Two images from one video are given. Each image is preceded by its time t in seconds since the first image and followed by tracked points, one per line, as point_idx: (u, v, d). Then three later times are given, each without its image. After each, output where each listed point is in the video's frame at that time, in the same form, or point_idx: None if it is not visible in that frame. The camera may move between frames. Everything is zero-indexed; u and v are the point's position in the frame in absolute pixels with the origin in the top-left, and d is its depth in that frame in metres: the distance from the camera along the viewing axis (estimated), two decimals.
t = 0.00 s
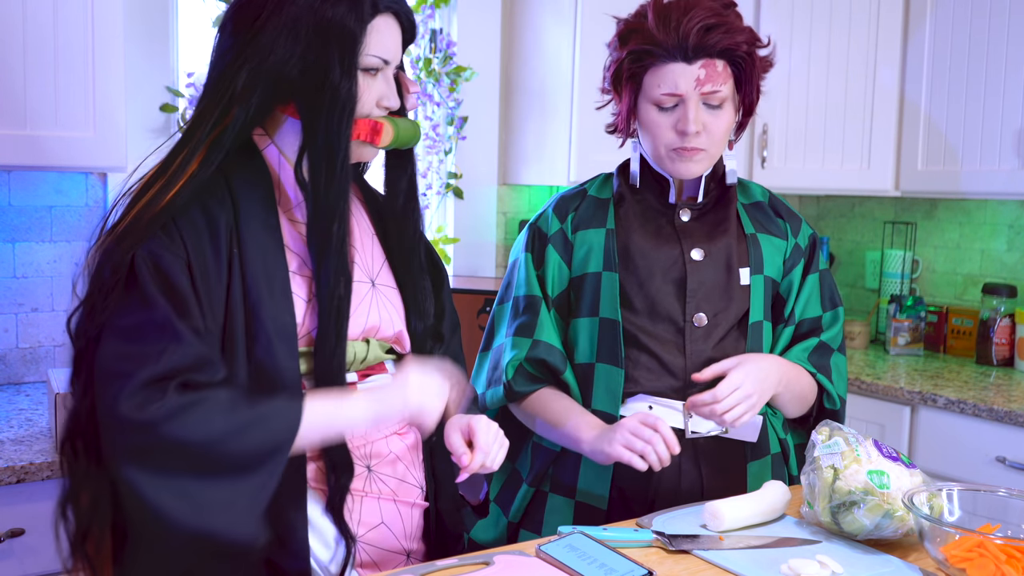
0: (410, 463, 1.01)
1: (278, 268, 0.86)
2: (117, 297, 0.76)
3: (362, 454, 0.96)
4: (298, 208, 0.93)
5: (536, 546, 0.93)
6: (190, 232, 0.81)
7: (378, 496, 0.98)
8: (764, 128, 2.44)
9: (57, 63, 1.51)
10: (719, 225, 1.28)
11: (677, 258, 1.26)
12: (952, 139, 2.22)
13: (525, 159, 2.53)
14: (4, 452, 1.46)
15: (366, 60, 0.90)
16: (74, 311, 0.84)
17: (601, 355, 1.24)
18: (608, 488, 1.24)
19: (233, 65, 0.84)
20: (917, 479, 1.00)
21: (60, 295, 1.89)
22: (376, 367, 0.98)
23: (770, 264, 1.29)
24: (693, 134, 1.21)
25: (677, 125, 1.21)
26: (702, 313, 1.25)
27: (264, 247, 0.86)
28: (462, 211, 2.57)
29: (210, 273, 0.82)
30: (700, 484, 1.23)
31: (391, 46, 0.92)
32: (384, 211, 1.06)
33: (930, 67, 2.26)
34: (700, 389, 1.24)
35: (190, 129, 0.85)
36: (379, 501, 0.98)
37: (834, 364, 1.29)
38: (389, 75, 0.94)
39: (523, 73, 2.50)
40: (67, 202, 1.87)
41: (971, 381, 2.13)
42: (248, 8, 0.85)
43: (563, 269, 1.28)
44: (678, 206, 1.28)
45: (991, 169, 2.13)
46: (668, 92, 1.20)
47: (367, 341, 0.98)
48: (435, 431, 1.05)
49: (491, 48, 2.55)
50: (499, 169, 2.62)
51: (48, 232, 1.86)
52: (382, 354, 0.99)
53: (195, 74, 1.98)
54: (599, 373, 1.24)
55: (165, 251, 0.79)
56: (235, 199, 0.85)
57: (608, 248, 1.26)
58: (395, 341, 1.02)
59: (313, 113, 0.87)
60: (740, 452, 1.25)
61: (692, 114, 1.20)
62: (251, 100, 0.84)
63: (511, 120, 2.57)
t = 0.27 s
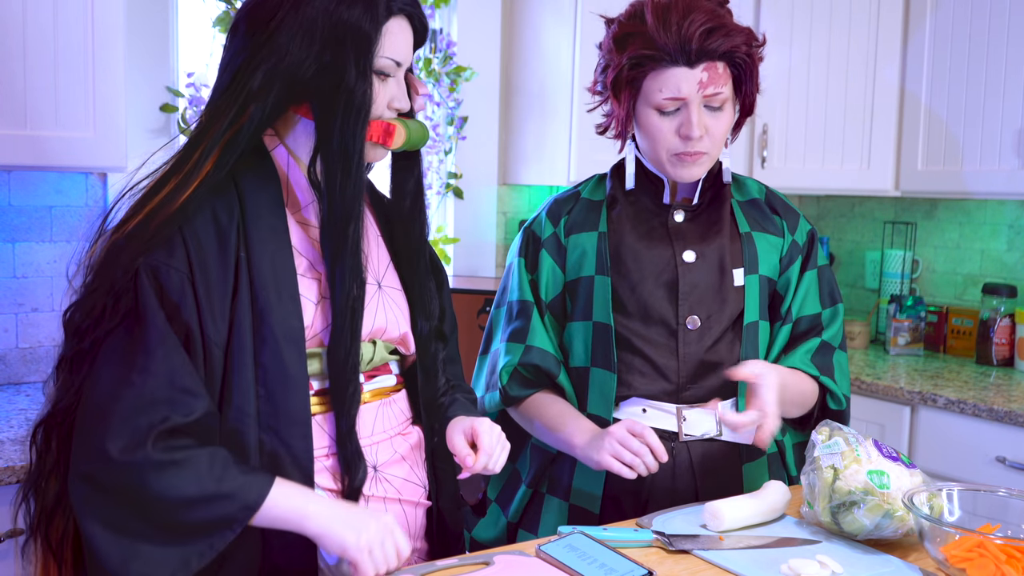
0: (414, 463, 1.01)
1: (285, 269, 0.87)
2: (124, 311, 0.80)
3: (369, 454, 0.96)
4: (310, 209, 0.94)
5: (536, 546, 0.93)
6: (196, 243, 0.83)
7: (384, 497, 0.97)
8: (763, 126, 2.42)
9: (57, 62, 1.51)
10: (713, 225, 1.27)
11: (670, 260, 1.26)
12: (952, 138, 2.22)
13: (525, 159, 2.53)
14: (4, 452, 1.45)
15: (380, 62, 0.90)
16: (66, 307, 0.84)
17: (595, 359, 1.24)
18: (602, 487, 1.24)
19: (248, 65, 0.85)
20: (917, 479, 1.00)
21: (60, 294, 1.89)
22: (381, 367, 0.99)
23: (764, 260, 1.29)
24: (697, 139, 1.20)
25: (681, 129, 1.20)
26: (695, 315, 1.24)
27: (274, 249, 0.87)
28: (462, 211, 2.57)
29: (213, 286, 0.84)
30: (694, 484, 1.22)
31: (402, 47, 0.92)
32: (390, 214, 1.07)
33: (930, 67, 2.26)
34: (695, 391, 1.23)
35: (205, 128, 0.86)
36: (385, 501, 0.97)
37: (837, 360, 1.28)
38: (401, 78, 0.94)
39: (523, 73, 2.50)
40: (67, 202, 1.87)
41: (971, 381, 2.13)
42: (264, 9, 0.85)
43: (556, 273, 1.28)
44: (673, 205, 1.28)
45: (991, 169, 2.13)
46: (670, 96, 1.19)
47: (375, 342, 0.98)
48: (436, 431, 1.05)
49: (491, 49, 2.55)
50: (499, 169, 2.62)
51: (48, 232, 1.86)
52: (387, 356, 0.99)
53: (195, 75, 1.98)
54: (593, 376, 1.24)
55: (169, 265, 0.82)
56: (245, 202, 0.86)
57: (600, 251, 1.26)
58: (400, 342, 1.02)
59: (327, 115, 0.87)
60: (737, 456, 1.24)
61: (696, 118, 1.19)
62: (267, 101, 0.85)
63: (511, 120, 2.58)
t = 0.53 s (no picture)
0: (414, 462, 1.01)
1: (285, 269, 0.87)
2: (124, 313, 0.81)
3: (368, 454, 0.96)
4: (308, 210, 0.94)
5: (536, 546, 0.93)
6: (195, 243, 0.83)
7: (384, 497, 0.97)
8: (764, 128, 2.43)
9: (57, 61, 1.51)
10: (711, 224, 1.27)
11: (668, 260, 1.25)
12: (952, 138, 2.22)
13: (525, 159, 2.53)
14: (4, 451, 1.45)
15: (381, 65, 0.90)
16: (69, 310, 0.85)
17: (592, 361, 1.24)
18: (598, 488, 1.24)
19: (248, 66, 0.85)
20: (917, 480, 1.00)
21: (60, 294, 1.89)
22: (380, 367, 0.99)
23: (763, 262, 1.28)
24: (691, 135, 1.20)
25: (674, 126, 1.20)
26: (692, 317, 1.24)
27: (272, 250, 0.87)
28: (462, 211, 2.57)
29: (211, 287, 0.84)
30: (692, 485, 1.22)
31: (401, 49, 0.91)
32: (389, 215, 1.07)
33: (930, 67, 2.26)
34: (692, 394, 1.23)
35: (205, 129, 0.86)
36: (385, 501, 0.97)
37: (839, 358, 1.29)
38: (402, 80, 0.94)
39: (523, 73, 2.50)
40: (67, 202, 1.87)
41: (971, 381, 2.13)
42: (264, 9, 0.85)
43: (554, 274, 1.28)
44: (671, 205, 1.28)
45: (991, 169, 2.13)
46: (664, 92, 1.19)
47: (374, 343, 0.98)
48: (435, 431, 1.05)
49: (491, 49, 2.55)
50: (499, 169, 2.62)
51: (48, 232, 1.86)
52: (386, 356, 0.99)
53: (196, 75, 1.98)
54: (591, 378, 1.24)
55: (167, 266, 0.82)
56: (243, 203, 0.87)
57: (598, 252, 1.26)
58: (400, 343, 1.02)
59: (326, 116, 0.87)
60: (734, 457, 1.24)
61: (689, 114, 1.19)
62: (266, 102, 0.85)
63: (511, 120, 2.57)
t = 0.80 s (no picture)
0: (411, 463, 1.01)
1: (284, 270, 0.87)
2: (122, 315, 0.81)
3: (368, 454, 0.96)
4: (306, 210, 0.94)
5: (535, 547, 0.93)
6: (192, 244, 0.83)
7: (383, 497, 0.97)
8: (764, 128, 2.43)
9: (57, 62, 1.51)
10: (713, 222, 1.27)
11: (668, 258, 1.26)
12: (952, 138, 2.22)
13: (525, 160, 2.53)
14: (4, 452, 1.45)
15: (376, 65, 0.90)
16: (67, 312, 0.86)
17: (594, 357, 1.23)
18: (597, 488, 1.24)
19: (246, 69, 0.85)
20: (917, 480, 1.00)
21: (60, 295, 1.88)
22: (379, 367, 0.99)
23: (765, 257, 1.28)
24: (675, 132, 1.20)
25: (659, 121, 1.20)
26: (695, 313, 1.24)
27: (270, 251, 0.87)
28: (462, 212, 2.57)
29: (209, 288, 0.84)
30: (693, 483, 1.22)
31: (398, 47, 0.92)
32: (387, 214, 1.07)
33: (930, 68, 2.26)
34: (694, 390, 1.23)
35: (204, 130, 0.86)
36: (384, 502, 0.97)
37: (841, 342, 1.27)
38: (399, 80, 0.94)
39: (523, 73, 2.51)
40: (67, 202, 1.87)
41: (970, 381, 2.13)
42: (262, 11, 0.85)
43: (557, 269, 1.28)
44: (673, 204, 1.27)
45: (991, 170, 2.14)
46: (648, 87, 1.20)
47: (372, 343, 0.98)
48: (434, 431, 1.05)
49: (491, 49, 2.55)
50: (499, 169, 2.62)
51: (48, 232, 1.86)
52: (383, 355, 0.99)
53: (196, 75, 1.98)
54: (592, 374, 1.23)
55: (164, 266, 0.82)
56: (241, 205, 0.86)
57: (601, 249, 1.26)
58: (397, 342, 1.03)
59: (325, 118, 0.87)
60: (732, 455, 1.24)
61: (673, 110, 1.19)
62: (266, 104, 0.85)
63: (511, 121, 2.57)
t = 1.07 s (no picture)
0: (411, 464, 1.01)
1: (282, 271, 0.87)
2: (121, 316, 0.81)
3: (368, 454, 0.96)
4: (304, 209, 0.94)
5: (535, 548, 0.93)
6: (191, 245, 0.83)
7: (383, 498, 0.97)
8: (764, 129, 2.43)
9: (58, 63, 1.52)
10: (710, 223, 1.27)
11: (666, 259, 1.26)
12: (952, 139, 2.22)
13: (524, 160, 2.53)
14: (4, 453, 1.45)
15: (375, 64, 0.91)
16: (66, 314, 0.86)
17: (592, 355, 1.23)
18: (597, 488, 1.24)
19: (245, 69, 0.85)
20: (917, 481, 1.00)
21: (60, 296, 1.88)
22: (377, 368, 0.99)
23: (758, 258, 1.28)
24: (676, 142, 1.21)
25: (661, 130, 1.21)
26: (692, 312, 1.24)
27: (269, 252, 0.87)
28: (462, 213, 2.57)
29: (208, 289, 0.83)
30: (690, 483, 1.22)
31: (392, 43, 0.92)
32: (385, 214, 1.07)
33: (930, 69, 2.26)
34: (691, 389, 1.23)
35: (203, 130, 0.86)
36: (384, 502, 0.97)
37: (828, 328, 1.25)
38: (396, 79, 0.94)
39: (522, 74, 2.51)
40: (67, 203, 1.87)
41: (970, 382, 2.13)
42: (260, 10, 0.85)
43: (556, 270, 1.28)
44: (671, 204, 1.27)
45: (991, 171, 2.14)
46: (656, 94, 1.20)
47: (371, 344, 0.98)
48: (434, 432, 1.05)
49: (491, 50, 2.55)
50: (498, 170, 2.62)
51: (48, 233, 1.86)
52: (382, 356, 0.99)
53: (196, 76, 1.98)
54: (590, 373, 1.23)
55: (162, 268, 0.82)
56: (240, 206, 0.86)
57: (598, 250, 1.26)
58: (397, 342, 1.02)
59: (325, 118, 0.87)
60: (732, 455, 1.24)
61: (676, 121, 1.19)
62: (265, 103, 0.85)
63: (510, 121, 2.58)
